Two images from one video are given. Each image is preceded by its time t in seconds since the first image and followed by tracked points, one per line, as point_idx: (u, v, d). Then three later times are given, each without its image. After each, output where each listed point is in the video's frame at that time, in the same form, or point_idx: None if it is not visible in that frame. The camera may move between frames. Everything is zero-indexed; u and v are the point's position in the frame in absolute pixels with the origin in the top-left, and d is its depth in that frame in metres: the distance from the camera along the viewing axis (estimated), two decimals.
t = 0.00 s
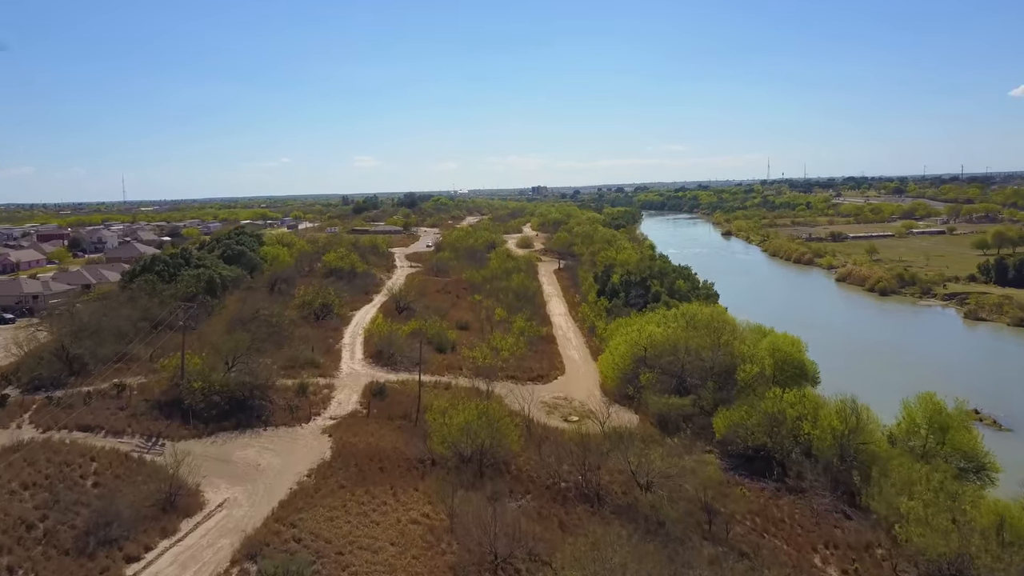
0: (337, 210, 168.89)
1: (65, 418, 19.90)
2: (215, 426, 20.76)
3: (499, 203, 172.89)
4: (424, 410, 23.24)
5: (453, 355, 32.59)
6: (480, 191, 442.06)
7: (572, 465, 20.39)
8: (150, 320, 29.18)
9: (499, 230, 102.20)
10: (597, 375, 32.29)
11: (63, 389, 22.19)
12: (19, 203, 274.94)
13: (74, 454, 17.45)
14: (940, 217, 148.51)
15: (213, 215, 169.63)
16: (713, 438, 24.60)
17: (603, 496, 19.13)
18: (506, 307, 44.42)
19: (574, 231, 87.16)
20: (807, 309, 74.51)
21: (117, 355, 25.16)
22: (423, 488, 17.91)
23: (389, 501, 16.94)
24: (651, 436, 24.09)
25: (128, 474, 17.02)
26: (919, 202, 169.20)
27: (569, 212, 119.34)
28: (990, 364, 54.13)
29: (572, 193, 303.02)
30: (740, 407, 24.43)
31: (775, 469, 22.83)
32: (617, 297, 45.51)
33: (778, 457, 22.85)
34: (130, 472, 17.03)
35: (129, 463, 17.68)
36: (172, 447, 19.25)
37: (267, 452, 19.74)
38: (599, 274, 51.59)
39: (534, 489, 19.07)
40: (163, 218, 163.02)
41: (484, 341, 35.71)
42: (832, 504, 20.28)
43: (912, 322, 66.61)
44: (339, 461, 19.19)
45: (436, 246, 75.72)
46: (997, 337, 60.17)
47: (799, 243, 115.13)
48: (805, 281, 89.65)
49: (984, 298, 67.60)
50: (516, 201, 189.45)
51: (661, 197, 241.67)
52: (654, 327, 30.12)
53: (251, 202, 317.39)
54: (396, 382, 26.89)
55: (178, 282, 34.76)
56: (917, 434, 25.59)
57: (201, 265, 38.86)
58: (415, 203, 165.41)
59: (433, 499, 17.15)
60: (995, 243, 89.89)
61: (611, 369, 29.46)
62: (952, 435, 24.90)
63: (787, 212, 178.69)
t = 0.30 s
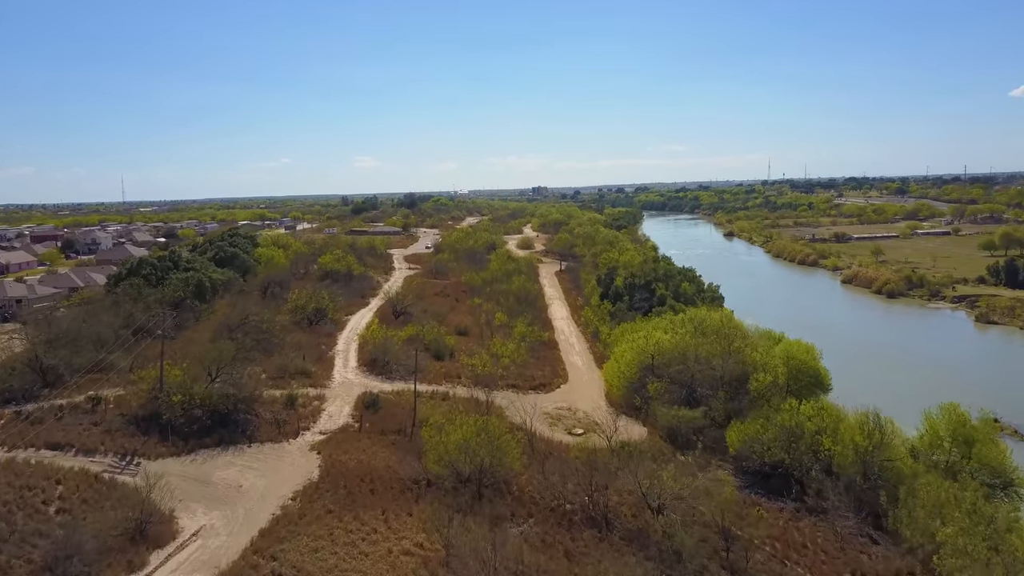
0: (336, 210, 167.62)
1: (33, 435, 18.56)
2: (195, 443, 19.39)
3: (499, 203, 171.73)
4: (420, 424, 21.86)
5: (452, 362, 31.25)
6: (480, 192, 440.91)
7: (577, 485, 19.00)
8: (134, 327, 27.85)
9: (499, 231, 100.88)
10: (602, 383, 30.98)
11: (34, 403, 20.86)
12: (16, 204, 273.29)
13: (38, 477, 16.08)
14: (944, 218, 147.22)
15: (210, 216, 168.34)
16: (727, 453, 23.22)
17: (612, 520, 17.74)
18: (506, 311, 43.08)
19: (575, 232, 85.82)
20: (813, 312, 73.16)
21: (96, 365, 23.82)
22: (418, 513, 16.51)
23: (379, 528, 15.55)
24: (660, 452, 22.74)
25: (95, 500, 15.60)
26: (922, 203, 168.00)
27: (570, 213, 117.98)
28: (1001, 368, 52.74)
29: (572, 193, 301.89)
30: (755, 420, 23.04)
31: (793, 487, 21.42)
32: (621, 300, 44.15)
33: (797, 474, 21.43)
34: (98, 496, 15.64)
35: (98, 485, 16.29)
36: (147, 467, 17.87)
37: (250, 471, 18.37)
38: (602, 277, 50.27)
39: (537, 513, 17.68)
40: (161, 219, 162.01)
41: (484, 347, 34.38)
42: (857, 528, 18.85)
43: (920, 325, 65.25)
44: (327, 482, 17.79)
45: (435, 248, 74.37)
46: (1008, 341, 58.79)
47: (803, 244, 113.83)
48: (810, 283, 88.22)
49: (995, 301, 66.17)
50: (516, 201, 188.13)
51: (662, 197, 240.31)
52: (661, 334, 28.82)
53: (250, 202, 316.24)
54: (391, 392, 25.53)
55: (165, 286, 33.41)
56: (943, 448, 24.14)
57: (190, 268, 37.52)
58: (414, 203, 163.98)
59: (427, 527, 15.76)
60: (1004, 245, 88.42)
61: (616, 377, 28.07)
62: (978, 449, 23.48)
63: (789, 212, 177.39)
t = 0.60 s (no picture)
0: (334, 211, 166.24)
1: None
2: (171, 462, 18.00)
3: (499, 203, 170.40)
4: (415, 440, 20.48)
5: (450, 370, 29.84)
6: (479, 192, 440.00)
7: (583, 507, 17.62)
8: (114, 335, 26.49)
9: (499, 232, 99.58)
10: (606, 393, 29.59)
11: None
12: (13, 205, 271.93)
13: None
14: (948, 219, 146.08)
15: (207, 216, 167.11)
16: (740, 471, 21.90)
17: (621, 547, 16.36)
18: (506, 316, 41.68)
19: (575, 232, 84.48)
20: (819, 314, 71.78)
21: (70, 377, 22.45)
22: (410, 541, 15.16)
23: (367, 562, 14.15)
24: (672, 470, 21.33)
25: (55, 530, 14.19)
26: (926, 203, 166.85)
27: (570, 213, 116.59)
28: (1014, 372, 51.30)
29: (572, 193, 300.70)
30: (770, 436, 21.68)
31: (813, 509, 20.06)
32: (625, 304, 42.79)
33: (817, 495, 20.06)
34: (60, 526, 14.24)
35: (61, 513, 14.89)
36: (118, 491, 16.48)
37: (230, 494, 16.99)
38: (604, 279, 48.88)
39: (539, 540, 16.33)
40: (157, 219, 160.40)
41: (484, 354, 32.98)
42: (885, 554, 17.46)
43: (928, 328, 63.89)
44: (313, 506, 16.43)
45: (433, 249, 73.02)
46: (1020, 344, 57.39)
47: (806, 244, 112.54)
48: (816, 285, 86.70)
49: (1005, 304, 64.83)
50: (516, 202, 186.82)
51: (662, 197, 239.00)
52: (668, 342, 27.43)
53: (248, 204, 314.49)
54: (384, 403, 24.13)
55: (150, 291, 32.01)
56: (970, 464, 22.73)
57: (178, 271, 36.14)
58: (413, 203, 162.53)
59: (420, 559, 14.38)
60: (1012, 246, 87.08)
61: (622, 387, 26.73)
62: (1007, 465, 22.11)
63: (791, 213, 176.15)
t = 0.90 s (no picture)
0: (331, 211, 164.98)
1: None
2: (142, 483, 16.60)
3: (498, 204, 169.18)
4: (407, 458, 19.14)
5: (447, 378, 28.48)
6: (479, 193, 438.11)
7: (587, 533, 16.26)
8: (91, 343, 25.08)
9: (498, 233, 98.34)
10: (610, 403, 28.25)
11: None
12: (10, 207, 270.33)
13: None
14: (951, 219, 145.04)
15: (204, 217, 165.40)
16: (755, 489, 20.58)
17: None
18: (505, 320, 40.36)
19: (575, 233, 83.14)
20: (822, 317, 70.48)
21: (40, 389, 21.04)
22: None
23: None
24: (682, 489, 20.02)
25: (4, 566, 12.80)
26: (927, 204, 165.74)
27: (570, 214, 115.29)
28: None
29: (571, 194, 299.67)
30: (787, 453, 20.34)
31: (833, 532, 18.69)
32: (627, 308, 41.49)
33: (838, 516, 18.70)
34: (10, 561, 12.84)
35: (14, 545, 13.49)
36: (81, 517, 15.09)
37: (204, 520, 15.61)
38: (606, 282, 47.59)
39: (541, 571, 14.98)
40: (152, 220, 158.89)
41: (482, 362, 31.65)
42: None
43: (935, 331, 62.56)
44: (294, 534, 15.08)
45: (431, 250, 71.71)
46: None
47: (809, 245, 111.40)
48: (819, 287, 85.34)
49: (1014, 306, 63.61)
50: (515, 202, 185.62)
51: (662, 198, 237.78)
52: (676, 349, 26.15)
53: (246, 204, 312.92)
54: (375, 416, 22.76)
55: (133, 295, 30.59)
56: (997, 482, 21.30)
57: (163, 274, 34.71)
58: (411, 204, 161.10)
59: None
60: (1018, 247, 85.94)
61: (626, 397, 25.38)
62: None
63: (792, 214, 175.17)
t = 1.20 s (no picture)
0: (330, 211, 163.85)
1: None
2: (109, 509, 15.25)
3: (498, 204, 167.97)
4: (399, 479, 17.82)
5: (444, 388, 27.13)
6: (479, 193, 437.07)
7: (594, 563, 14.91)
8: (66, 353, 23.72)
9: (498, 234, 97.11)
10: (615, 413, 26.90)
11: None
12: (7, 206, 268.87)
13: None
14: (955, 220, 143.76)
15: (202, 217, 164.11)
16: (773, 512, 19.22)
17: None
18: (505, 325, 39.02)
19: (576, 234, 81.73)
20: (828, 318, 69.15)
21: (7, 403, 19.66)
22: None
23: None
24: (694, 512, 18.66)
25: None
26: (931, 205, 164.27)
27: (570, 214, 114.08)
28: None
29: (571, 194, 298.62)
30: (809, 473, 18.99)
31: (860, 560, 17.27)
32: (631, 312, 40.16)
33: (864, 543, 17.28)
34: None
35: None
36: (37, 550, 13.71)
37: (174, 551, 14.24)
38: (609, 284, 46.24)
39: None
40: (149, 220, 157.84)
41: (481, 369, 30.28)
42: None
43: (945, 334, 61.16)
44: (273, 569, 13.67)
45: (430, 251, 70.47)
46: None
47: (812, 246, 110.15)
48: (824, 288, 83.88)
49: None
50: (515, 202, 184.41)
51: (663, 198, 236.41)
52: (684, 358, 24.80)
53: (245, 203, 311.44)
54: (367, 431, 21.40)
55: (115, 300, 29.24)
56: None
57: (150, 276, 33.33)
58: (410, 204, 159.69)
59: None
60: None
61: (633, 409, 24.05)
62: None
63: (794, 214, 173.90)
